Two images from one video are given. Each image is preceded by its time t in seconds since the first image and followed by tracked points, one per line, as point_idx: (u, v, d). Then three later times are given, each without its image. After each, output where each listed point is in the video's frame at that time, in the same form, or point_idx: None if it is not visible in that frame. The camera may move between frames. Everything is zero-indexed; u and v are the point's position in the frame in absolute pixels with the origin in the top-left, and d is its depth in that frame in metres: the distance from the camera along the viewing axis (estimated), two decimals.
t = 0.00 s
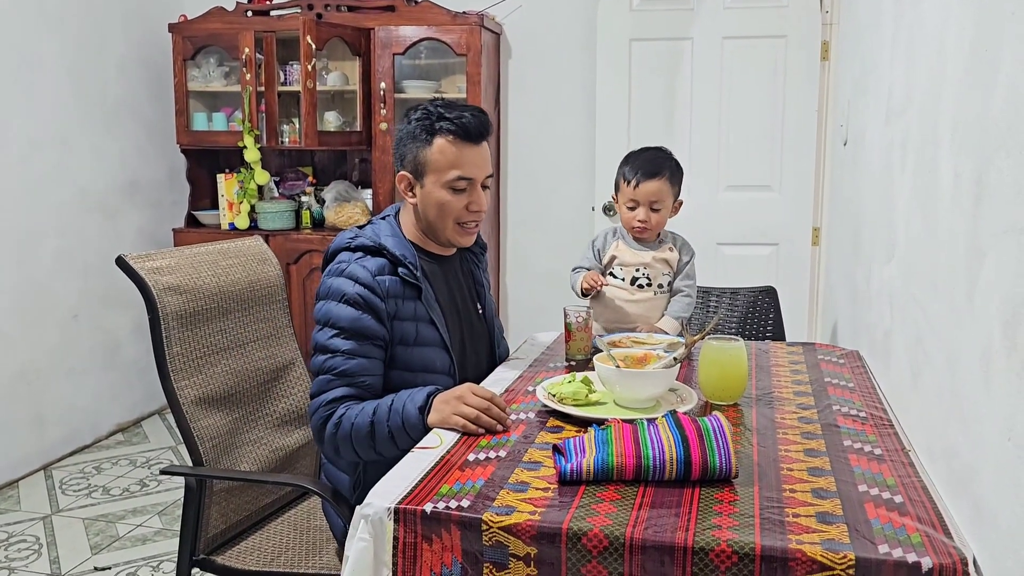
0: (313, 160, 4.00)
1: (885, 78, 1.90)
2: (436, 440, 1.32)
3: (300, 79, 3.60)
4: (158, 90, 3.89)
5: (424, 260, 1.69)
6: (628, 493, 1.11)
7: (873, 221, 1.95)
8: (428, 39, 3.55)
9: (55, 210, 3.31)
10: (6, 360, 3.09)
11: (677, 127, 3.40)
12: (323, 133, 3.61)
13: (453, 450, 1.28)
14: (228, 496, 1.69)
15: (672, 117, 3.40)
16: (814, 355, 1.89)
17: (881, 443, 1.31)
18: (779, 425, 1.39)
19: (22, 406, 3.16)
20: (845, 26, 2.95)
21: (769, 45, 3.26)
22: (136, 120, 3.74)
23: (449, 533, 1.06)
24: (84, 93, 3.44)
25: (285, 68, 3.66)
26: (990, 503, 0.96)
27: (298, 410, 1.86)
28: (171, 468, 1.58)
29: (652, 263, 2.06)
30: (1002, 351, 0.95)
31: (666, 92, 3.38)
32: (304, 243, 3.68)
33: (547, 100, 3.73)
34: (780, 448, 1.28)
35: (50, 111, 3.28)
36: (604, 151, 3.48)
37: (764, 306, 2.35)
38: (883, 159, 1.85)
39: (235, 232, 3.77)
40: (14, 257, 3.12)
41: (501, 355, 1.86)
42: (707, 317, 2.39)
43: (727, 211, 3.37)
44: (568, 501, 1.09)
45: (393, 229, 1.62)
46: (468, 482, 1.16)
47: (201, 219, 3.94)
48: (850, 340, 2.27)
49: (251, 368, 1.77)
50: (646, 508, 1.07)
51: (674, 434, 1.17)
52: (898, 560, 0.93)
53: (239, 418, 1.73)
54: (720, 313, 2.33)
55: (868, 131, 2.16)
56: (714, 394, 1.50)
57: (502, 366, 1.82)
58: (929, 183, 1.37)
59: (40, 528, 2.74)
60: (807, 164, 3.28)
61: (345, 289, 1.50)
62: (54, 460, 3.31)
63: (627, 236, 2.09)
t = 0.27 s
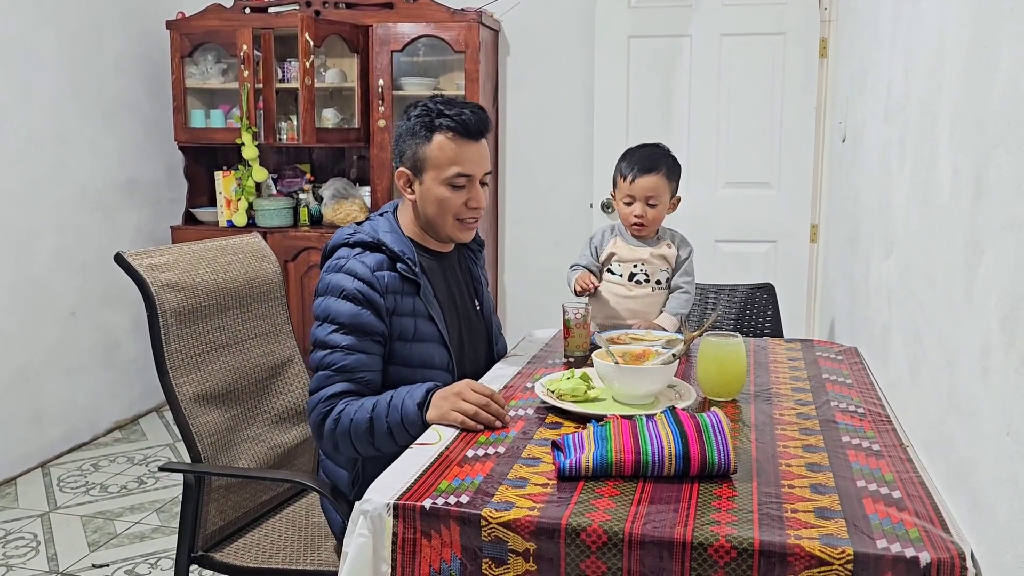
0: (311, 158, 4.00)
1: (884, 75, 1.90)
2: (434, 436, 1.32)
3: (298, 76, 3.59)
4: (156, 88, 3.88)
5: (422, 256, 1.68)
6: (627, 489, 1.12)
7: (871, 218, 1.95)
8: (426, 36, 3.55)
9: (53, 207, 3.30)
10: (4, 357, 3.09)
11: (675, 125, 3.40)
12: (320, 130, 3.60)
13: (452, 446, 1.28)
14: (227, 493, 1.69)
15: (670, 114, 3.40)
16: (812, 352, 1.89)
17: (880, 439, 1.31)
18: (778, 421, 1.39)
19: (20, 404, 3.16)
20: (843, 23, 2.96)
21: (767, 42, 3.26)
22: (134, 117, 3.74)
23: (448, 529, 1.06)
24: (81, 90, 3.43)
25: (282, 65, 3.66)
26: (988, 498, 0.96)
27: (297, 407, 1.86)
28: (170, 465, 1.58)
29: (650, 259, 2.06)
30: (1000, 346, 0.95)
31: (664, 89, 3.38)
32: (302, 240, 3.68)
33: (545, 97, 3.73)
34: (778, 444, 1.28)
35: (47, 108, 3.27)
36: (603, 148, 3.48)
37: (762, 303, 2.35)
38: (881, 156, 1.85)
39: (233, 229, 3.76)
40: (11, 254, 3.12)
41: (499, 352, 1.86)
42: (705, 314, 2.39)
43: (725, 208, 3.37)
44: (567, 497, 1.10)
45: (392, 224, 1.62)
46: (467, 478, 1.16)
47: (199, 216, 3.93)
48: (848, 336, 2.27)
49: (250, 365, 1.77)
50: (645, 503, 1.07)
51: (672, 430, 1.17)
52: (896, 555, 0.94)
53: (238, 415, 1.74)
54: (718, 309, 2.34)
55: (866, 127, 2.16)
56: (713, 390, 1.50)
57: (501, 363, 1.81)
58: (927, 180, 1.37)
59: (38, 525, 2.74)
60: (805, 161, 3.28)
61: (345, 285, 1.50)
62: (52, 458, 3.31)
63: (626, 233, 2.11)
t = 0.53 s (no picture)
0: (305, 155, 3.99)
1: (878, 72, 1.90)
2: (427, 435, 1.31)
3: (291, 73, 3.58)
4: (149, 85, 3.86)
5: (415, 253, 1.67)
6: (621, 487, 1.11)
7: (865, 216, 1.95)
8: (421, 33, 3.53)
9: (45, 204, 3.28)
10: None
11: (670, 122, 3.40)
12: (314, 127, 3.59)
13: (445, 445, 1.27)
14: (220, 492, 1.68)
15: (665, 112, 3.39)
16: (806, 350, 1.89)
17: (874, 437, 1.31)
18: (772, 419, 1.39)
19: (12, 402, 3.14)
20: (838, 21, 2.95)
21: (762, 39, 3.26)
22: (127, 114, 3.72)
23: (441, 528, 1.05)
24: (73, 87, 3.42)
25: (275, 63, 3.65)
26: (982, 495, 0.96)
27: (290, 406, 1.86)
28: (162, 464, 1.57)
29: (645, 257, 2.06)
30: (995, 343, 0.95)
31: (658, 87, 3.38)
32: (296, 238, 3.67)
33: (539, 94, 3.72)
34: (772, 442, 1.28)
35: (39, 105, 3.25)
36: (597, 146, 3.48)
37: (757, 301, 2.35)
38: (876, 154, 1.85)
39: (226, 227, 3.75)
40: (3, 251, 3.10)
41: (492, 350, 1.86)
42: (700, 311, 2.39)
43: (720, 206, 3.37)
44: (560, 496, 1.09)
45: (385, 221, 1.62)
46: (460, 477, 1.15)
47: (192, 214, 3.92)
48: (842, 334, 2.27)
49: (243, 364, 1.76)
50: (638, 502, 1.06)
51: (666, 429, 1.16)
52: (890, 554, 0.93)
53: (231, 414, 1.73)
54: (713, 307, 2.34)
55: (861, 125, 2.16)
56: (707, 388, 1.49)
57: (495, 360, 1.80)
58: (922, 177, 1.37)
59: (31, 524, 2.73)
60: (800, 159, 3.28)
61: (337, 282, 1.49)
62: (45, 456, 3.29)
63: (621, 231, 2.10)
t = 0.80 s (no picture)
0: (302, 154, 3.98)
1: (874, 71, 1.90)
2: (424, 434, 1.31)
3: (288, 72, 3.57)
4: (145, 84, 3.85)
5: (410, 251, 1.67)
6: (618, 487, 1.11)
7: (862, 214, 1.95)
8: (417, 32, 3.53)
9: (41, 203, 3.28)
10: None
11: (666, 120, 3.40)
12: (311, 126, 3.58)
13: (441, 444, 1.27)
14: (217, 491, 1.68)
15: (662, 110, 3.39)
16: (803, 348, 1.89)
17: (871, 435, 1.31)
18: (769, 418, 1.39)
19: (9, 402, 3.14)
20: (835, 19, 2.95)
21: (759, 37, 3.26)
22: (123, 113, 3.71)
23: (438, 528, 1.05)
24: (69, 85, 3.41)
25: (273, 61, 3.64)
26: (979, 493, 0.96)
27: (287, 405, 1.85)
28: (159, 463, 1.57)
29: (639, 257, 2.05)
30: (991, 341, 0.95)
31: (655, 85, 3.38)
32: (293, 237, 3.66)
33: (536, 93, 3.72)
34: (769, 440, 1.28)
35: (35, 104, 3.24)
36: (594, 144, 3.48)
37: (754, 300, 2.35)
38: (872, 152, 1.85)
39: (223, 226, 3.74)
40: None
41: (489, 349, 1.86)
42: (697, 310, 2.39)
43: (717, 204, 3.37)
44: (557, 495, 1.09)
45: (379, 219, 1.62)
46: (457, 476, 1.15)
47: (189, 213, 3.91)
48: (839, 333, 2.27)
49: (239, 363, 1.76)
50: (635, 501, 1.06)
51: (663, 427, 1.16)
52: (887, 553, 0.93)
53: (228, 413, 1.72)
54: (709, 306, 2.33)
55: (857, 124, 2.16)
56: (704, 386, 1.49)
57: (492, 360, 1.80)
58: (918, 175, 1.37)
59: (27, 524, 2.72)
60: (797, 157, 3.28)
61: (332, 280, 1.49)
62: (41, 456, 3.28)
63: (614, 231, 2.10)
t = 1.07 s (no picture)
0: (300, 155, 3.98)
1: (872, 71, 1.90)
2: (422, 435, 1.31)
3: (286, 72, 3.57)
4: (143, 84, 3.85)
5: (406, 252, 1.67)
6: (616, 487, 1.11)
7: (860, 214, 1.95)
8: (415, 32, 3.53)
9: (40, 204, 3.28)
10: None
11: (664, 120, 3.40)
12: (310, 126, 3.58)
13: (439, 445, 1.27)
14: (216, 492, 1.68)
15: (660, 110, 3.39)
16: (801, 348, 1.89)
17: (869, 436, 1.31)
18: (767, 418, 1.39)
19: (8, 403, 3.14)
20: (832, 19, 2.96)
21: (757, 37, 3.26)
22: (121, 113, 3.71)
23: (436, 528, 1.05)
24: (68, 86, 3.41)
25: (270, 62, 3.64)
26: (976, 493, 0.97)
27: (286, 406, 1.85)
28: (158, 464, 1.57)
29: (632, 257, 2.08)
30: (988, 341, 0.95)
31: (653, 85, 3.38)
32: (292, 237, 3.66)
33: (534, 93, 3.72)
34: (767, 441, 1.28)
35: (33, 104, 3.24)
36: (592, 144, 3.48)
37: (752, 300, 2.35)
38: (870, 151, 1.85)
39: (221, 226, 3.74)
40: None
41: (487, 349, 1.86)
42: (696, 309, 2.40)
43: (715, 204, 3.37)
44: (556, 496, 1.09)
45: (375, 219, 1.62)
46: (455, 477, 1.15)
47: (188, 214, 3.91)
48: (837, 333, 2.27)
49: (238, 364, 1.76)
50: (634, 502, 1.07)
51: (660, 427, 1.16)
52: (885, 553, 0.93)
53: (227, 414, 1.72)
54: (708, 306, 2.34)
55: (855, 124, 2.16)
56: (702, 387, 1.50)
57: (491, 360, 1.80)
58: (916, 175, 1.37)
59: (26, 525, 2.72)
60: (795, 156, 3.28)
61: (328, 280, 1.49)
62: (40, 457, 3.28)
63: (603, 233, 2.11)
